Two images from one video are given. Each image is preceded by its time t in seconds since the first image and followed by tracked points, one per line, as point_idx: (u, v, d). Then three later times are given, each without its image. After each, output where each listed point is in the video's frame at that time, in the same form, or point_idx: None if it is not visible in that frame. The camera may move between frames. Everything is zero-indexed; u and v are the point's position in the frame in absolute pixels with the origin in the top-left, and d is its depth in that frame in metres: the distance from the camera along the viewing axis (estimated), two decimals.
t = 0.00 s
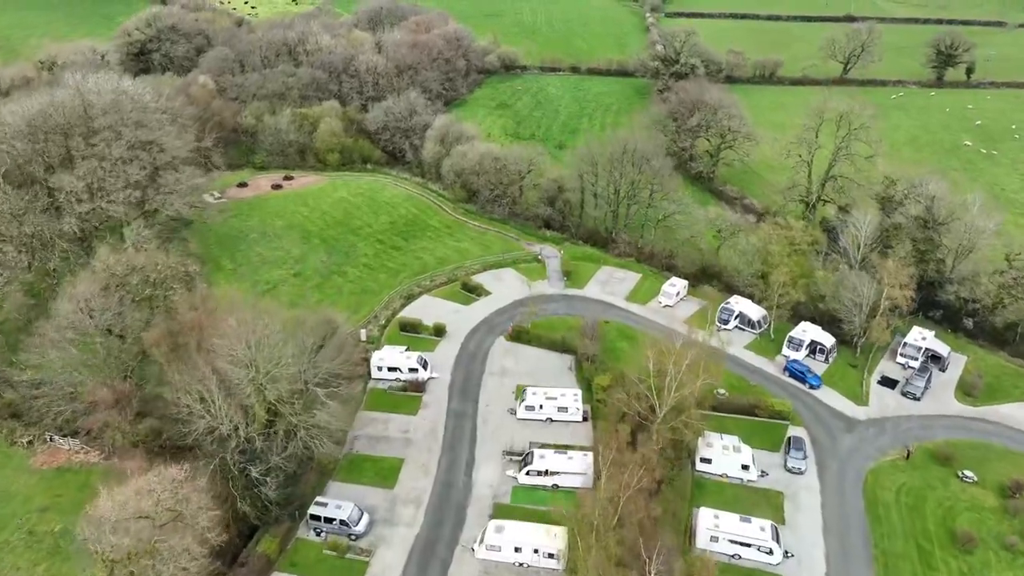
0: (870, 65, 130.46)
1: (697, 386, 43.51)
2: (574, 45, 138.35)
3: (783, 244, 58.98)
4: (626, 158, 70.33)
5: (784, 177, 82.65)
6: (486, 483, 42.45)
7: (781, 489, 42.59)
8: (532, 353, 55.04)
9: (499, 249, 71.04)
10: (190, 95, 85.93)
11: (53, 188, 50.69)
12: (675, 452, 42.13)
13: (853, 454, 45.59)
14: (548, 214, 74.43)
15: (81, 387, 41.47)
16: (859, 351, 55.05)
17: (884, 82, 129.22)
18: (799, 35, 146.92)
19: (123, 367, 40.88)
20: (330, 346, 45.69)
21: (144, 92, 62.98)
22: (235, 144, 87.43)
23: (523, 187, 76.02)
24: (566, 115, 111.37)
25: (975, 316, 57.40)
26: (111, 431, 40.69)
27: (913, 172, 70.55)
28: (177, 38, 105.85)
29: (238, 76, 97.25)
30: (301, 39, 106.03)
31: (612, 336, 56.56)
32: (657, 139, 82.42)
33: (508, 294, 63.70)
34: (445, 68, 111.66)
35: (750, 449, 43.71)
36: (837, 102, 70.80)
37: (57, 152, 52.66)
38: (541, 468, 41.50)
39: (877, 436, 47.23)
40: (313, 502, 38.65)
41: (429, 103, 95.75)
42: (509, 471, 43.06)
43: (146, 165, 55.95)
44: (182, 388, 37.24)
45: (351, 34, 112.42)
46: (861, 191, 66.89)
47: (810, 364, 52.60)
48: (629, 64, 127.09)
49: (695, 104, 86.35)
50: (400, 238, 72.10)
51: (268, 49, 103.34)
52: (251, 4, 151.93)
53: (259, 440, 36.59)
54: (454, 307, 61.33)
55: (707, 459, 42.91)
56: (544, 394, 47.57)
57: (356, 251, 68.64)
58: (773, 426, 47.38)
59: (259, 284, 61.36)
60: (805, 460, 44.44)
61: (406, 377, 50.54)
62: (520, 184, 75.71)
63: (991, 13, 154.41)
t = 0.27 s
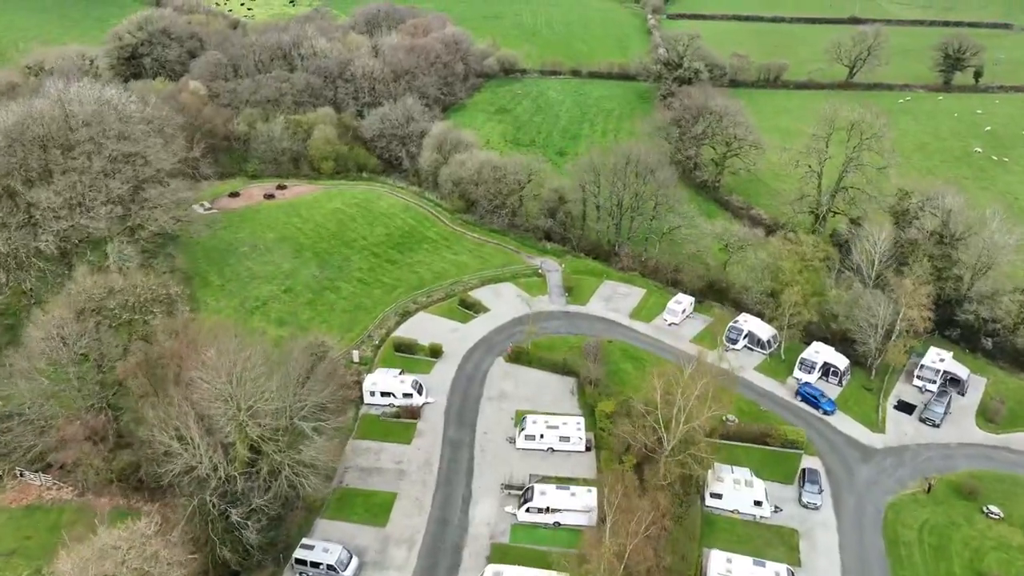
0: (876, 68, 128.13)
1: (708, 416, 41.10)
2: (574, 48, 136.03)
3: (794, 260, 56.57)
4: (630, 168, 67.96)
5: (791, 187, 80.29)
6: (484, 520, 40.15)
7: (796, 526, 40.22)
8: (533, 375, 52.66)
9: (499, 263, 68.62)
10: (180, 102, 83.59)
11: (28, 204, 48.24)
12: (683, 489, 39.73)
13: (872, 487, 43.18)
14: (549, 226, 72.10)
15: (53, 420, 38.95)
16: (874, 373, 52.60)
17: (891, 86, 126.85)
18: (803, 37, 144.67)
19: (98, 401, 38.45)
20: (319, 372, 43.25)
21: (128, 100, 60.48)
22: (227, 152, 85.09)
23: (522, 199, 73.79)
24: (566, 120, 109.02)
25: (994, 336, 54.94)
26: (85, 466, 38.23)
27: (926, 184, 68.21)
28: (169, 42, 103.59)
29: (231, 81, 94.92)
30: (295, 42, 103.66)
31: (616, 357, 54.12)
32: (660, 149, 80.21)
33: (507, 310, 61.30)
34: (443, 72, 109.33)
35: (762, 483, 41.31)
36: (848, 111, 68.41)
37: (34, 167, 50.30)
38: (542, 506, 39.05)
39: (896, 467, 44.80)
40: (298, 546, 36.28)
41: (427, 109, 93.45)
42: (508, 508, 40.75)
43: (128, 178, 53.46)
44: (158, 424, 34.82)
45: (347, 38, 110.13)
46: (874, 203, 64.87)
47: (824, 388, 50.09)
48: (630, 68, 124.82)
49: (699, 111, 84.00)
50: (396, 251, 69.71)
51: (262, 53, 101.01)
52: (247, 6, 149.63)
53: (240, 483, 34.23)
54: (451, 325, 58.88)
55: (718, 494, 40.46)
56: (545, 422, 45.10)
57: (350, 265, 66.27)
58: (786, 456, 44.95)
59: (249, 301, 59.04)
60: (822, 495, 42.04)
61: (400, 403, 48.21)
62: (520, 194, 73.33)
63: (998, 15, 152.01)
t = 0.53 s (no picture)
0: (883, 72, 125.72)
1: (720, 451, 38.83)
2: (576, 51, 133.65)
3: (805, 277, 54.30)
4: (633, 179, 65.58)
5: (799, 196, 77.85)
6: (481, 562, 37.89)
7: (811, 568, 37.93)
8: (533, 398, 50.34)
9: (497, 277, 66.25)
10: (170, 108, 81.23)
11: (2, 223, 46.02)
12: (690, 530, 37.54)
13: (891, 524, 40.85)
14: (549, 238, 69.74)
15: (22, 456, 36.48)
16: (890, 397, 50.23)
17: (898, 91, 124.40)
18: (808, 40, 142.34)
19: (69, 437, 35.80)
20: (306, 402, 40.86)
21: (113, 110, 58.04)
22: (218, 160, 82.73)
23: (523, 208, 71.06)
24: (567, 126, 106.65)
25: (1016, 358, 52.51)
26: (54, 506, 35.89)
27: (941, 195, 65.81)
28: (161, 46, 101.26)
29: (223, 87, 92.58)
30: (290, 46, 101.25)
31: (620, 380, 51.79)
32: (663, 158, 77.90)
33: (507, 328, 58.95)
34: (442, 76, 106.91)
35: (776, 521, 39.02)
36: (859, 119, 65.90)
37: (10, 183, 48.06)
38: (541, 547, 36.82)
39: (916, 501, 42.45)
40: None
41: (424, 116, 91.06)
42: (506, 548, 38.51)
43: (109, 193, 51.09)
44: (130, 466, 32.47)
45: (343, 42, 107.78)
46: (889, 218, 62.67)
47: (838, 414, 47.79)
48: (633, 72, 122.45)
49: (704, 118, 81.57)
50: (391, 264, 67.37)
51: (256, 57, 98.61)
52: (243, 8, 147.18)
53: (218, 530, 31.89)
54: (448, 344, 56.53)
55: (728, 533, 38.18)
56: (545, 452, 42.78)
57: (343, 280, 63.91)
58: (799, 490, 42.66)
59: (236, 319, 56.70)
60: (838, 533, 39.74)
61: (393, 430, 45.88)
62: (519, 205, 70.99)
63: (1006, 16, 149.54)
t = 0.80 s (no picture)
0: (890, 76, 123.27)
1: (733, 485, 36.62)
2: (576, 53, 131.31)
3: (817, 297, 51.96)
4: (637, 192, 63.33)
5: (808, 206, 75.47)
6: None
7: None
8: (532, 424, 47.98)
9: (496, 291, 63.83)
10: (159, 115, 78.86)
11: None
12: None
13: (912, 565, 38.53)
14: (549, 251, 67.38)
15: None
16: (908, 423, 47.85)
17: (905, 95, 122.07)
18: (812, 43, 140.06)
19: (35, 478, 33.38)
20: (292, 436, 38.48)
21: (93, 119, 55.42)
22: (209, 168, 80.35)
23: (523, 220, 68.86)
24: (567, 131, 104.30)
25: None
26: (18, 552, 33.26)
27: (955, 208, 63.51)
28: (151, 49, 98.83)
29: (215, 92, 90.18)
30: (285, 50, 98.88)
31: (624, 405, 49.46)
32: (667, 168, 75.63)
33: (505, 347, 56.54)
34: (439, 80, 104.56)
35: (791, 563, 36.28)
36: (870, 128, 63.49)
37: None
38: None
39: (939, 539, 40.12)
40: None
41: (421, 122, 88.73)
42: None
43: (87, 208, 48.64)
44: (98, 515, 30.08)
45: (339, 45, 105.42)
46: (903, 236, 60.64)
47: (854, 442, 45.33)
48: (634, 75, 120.11)
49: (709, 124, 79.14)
50: (385, 278, 64.98)
51: (249, 61, 96.21)
52: (238, 9, 144.70)
53: None
54: (444, 365, 54.15)
55: None
56: (545, 487, 40.31)
57: (335, 295, 61.54)
58: (815, 527, 40.30)
59: (223, 339, 54.30)
60: None
61: (384, 461, 43.45)
62: (519, 216, 68.67)
63: (1013, 18, 147.19)
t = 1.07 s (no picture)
0: (898, 80, 120.86)
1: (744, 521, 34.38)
2: (577, 56, 128.92)
3: (830, 318, 49.57)
4: (641, 205, 61.11)
5: (817, 217, 73.07)
6: None
7: None
8: (532, 453, 45.65)
9: (494, 307, 61.42)
10: (148, 122, 76.55)
11: None
12: None
13: None
14: (550, 265, 65.05)
15: None
16: (927, 452, 45.48)
17: (913, 99, 119.63)
18: (817, 46, 137.69)
19: None
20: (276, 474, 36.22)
21: (69, 129, 53.26)
22: (199, 177, 78.04)
23: (523, 233, 66.73)
24: (568, 137, 101.94)
25: None
26: None
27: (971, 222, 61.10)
28: (142, 54, 96.53)
29: (207, 98, 87.87)
30: (279, 54, 96.52)
31: (629, 432, 47.16)
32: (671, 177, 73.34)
33: (504, 368, 54.16)
34: (437, 85, 102.16)
35: None
36: (882, 138, 61.16)
37: None
38: None
39: None
40: None
41: (418, 129, 86.39)
42: None
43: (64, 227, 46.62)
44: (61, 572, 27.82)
45: (335, 49, 103.08)
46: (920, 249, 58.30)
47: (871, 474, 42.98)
48: (637, 79, 117.71)
49: (715, 131, 76.68)
50: (380, 293, 62.58)
51: (242, 66, 93.83)
52: (234, 11, 142.41)
53: None
54: (440, 388, 51.78)
55: None
56: (546, 526, 37.99)
57: (327, 312, 59.15)
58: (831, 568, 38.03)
59: (209, 360, 51.95)
60: None
61: (376, 495, 41.18)
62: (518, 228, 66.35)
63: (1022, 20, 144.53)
